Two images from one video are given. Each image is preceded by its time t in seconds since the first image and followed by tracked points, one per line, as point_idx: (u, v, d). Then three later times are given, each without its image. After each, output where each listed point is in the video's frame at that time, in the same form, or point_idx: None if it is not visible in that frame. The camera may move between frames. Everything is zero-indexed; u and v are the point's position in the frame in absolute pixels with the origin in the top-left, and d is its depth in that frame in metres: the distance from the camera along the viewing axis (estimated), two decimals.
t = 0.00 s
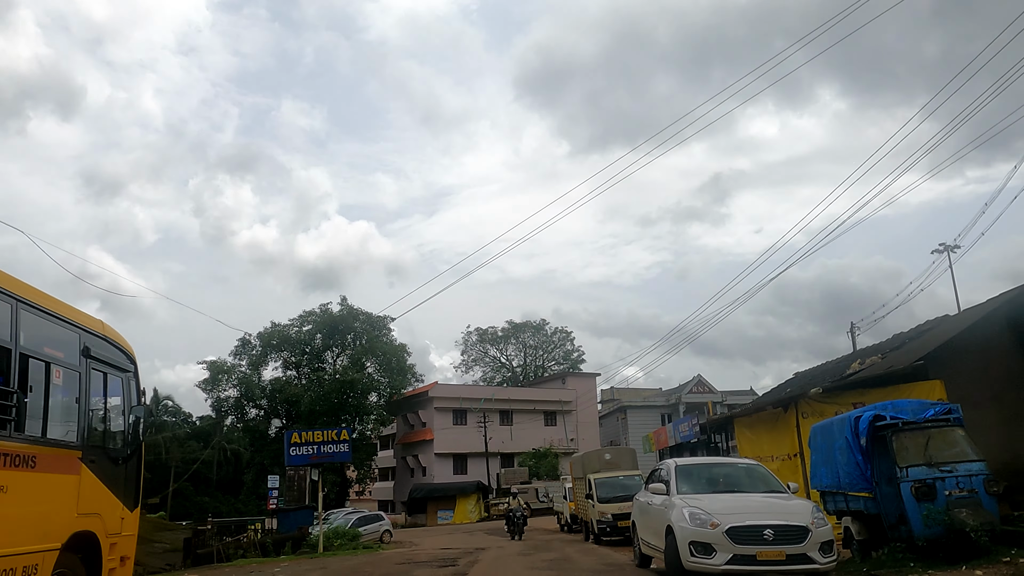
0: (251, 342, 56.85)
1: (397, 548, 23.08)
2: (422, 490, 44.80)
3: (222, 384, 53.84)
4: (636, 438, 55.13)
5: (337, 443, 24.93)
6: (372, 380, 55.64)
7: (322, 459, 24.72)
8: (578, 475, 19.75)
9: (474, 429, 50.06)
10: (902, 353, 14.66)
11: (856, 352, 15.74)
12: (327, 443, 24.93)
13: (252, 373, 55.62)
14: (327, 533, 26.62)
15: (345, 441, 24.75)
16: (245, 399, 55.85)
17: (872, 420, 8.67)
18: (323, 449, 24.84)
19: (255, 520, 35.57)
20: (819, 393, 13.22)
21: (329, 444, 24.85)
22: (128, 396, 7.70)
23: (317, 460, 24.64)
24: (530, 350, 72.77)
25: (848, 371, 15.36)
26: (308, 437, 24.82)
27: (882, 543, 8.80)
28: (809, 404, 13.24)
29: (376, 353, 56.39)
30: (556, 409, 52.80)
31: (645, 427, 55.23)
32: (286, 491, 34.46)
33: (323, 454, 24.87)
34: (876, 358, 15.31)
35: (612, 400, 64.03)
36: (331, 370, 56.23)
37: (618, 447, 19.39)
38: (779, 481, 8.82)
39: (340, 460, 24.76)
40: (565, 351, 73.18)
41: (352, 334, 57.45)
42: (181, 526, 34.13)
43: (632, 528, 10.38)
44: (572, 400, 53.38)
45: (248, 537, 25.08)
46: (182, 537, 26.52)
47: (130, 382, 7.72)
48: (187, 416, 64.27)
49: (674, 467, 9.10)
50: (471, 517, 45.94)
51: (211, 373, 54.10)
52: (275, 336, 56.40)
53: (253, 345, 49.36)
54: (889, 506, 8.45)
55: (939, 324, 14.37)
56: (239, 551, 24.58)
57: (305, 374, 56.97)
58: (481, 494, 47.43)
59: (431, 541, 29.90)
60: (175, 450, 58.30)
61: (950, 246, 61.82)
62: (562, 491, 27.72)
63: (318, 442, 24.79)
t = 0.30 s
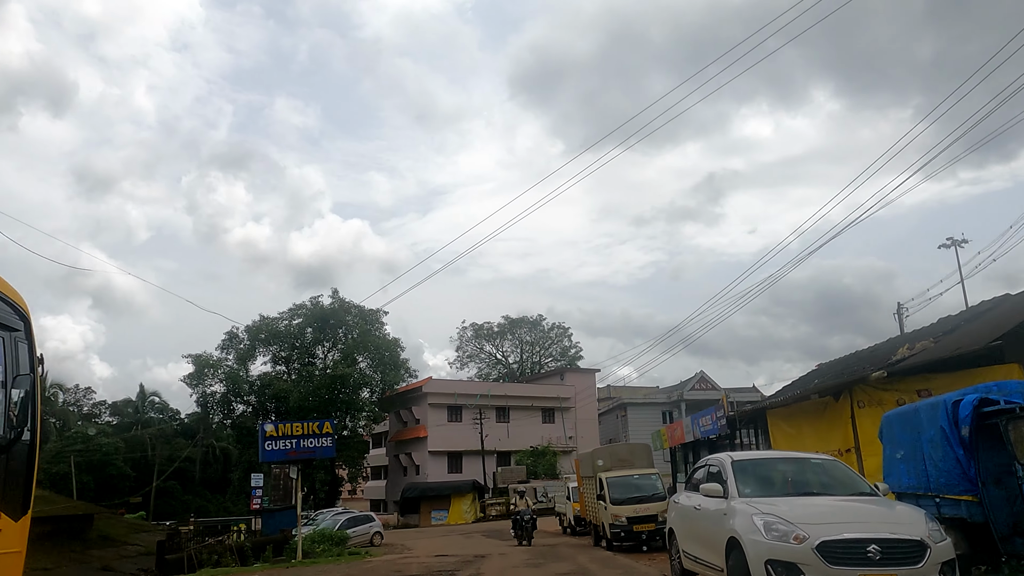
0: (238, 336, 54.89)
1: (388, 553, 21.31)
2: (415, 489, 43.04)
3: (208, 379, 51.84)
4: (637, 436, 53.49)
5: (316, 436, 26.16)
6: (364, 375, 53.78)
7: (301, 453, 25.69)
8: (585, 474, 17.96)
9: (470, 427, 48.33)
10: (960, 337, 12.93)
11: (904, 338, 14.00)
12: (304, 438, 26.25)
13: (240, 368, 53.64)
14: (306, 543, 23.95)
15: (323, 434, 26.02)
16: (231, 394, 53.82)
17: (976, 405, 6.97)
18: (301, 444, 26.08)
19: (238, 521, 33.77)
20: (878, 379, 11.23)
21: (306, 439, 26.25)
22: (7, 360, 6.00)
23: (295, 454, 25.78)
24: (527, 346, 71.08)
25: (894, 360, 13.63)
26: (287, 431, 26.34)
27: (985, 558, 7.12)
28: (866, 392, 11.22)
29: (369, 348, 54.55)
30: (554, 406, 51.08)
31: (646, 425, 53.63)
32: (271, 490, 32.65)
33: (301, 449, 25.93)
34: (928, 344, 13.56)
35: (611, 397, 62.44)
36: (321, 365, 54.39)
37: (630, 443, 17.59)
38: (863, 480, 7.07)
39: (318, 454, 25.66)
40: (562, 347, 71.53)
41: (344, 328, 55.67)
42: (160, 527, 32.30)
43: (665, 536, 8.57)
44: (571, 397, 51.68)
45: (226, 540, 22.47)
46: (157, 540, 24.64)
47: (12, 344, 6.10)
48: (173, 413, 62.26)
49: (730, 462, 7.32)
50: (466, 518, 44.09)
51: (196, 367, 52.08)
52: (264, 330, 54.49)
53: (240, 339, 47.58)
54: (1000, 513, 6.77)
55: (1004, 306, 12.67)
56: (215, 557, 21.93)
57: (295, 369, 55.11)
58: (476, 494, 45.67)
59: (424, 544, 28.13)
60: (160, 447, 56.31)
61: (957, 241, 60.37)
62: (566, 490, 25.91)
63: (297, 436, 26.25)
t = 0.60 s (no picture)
0: (226, 330, 52.90)
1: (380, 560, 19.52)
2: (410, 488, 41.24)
3: (194, 374, 49.67)
4: (638, 433, 51.88)
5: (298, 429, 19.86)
6: (357, 370, 51.94)
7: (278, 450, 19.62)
8: (599, 472, 16.14)
9: (467, 424, 46.55)
10: None
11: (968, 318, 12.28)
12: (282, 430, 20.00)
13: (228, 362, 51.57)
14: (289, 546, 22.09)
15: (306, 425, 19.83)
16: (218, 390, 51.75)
17: None
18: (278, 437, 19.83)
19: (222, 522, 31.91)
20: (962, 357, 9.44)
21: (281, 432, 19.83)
22: None
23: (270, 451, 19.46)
24: (524, 343, 69.35)
25: (959, 341, 11.89)
26: (259, 420, 19.84)
27: None
28: (949, 374, 9.43)
29: (362, 343, 52.71)
30: (553, 403, 49.32)
31: (648, 423, 51.98)
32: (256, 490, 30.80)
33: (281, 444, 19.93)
34: (999, 323, 11.83)
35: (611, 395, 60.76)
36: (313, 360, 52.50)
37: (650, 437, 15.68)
38: (1011, 475, 5.30)
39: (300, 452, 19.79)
40: (561, 344, 69.81)
41: (336, 322, 53.85)
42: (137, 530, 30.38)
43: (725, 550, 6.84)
44: (571, 393, 49.98)
45: (201, 545, 20.29)
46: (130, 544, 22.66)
47: None
48: (160, 409, 60.22)
49: (831, 456, 5.56)
50: (462, 519, 42.26)
51: (181, 362, 49.80)
52: (253, 323, 52.48)
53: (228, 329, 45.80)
54: None
55: None
56: (185, 565, 19.30)
57: (286, 364, 53.22)
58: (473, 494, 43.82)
59: (419, 549, 26.37)
60: (145, 445, 54.28)
61: (965, 235, 59.03)
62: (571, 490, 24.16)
63: (272, 426, 19.66)
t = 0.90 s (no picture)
0: (215, 321, 50.99)
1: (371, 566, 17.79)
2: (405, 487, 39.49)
3: (181, 367, 47.66)
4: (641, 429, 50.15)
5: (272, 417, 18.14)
6: (350, 364, 50.14)
7: (248, 441, 17.98)
8: (618, 468, 14.34)
9: (465, 419, 44.81)
10: None
11: None
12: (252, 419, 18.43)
13: (216, 355, 49.65)
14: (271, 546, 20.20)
15: (283, 414, 18.14)
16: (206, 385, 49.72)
17: None
18: (248, 426, 18.23)
19: (205, 522, 30.07)
20: None
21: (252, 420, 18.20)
22: None
23: (238, 443, 17.71)
24: (523, 337, 67.58)
25: None
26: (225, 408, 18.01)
27: None
28: None
29: (356, 335, 50.89)
30: (554, 398, 47.59)
31: (651, 419, 50.32)
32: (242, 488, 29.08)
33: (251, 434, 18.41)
34: None
35: (613, 390, 59.08)
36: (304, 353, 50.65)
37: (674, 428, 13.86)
38: None
39: (275, 443, 18.06)
40: (560, 338, 68.05)
41: (329, 314, 52.02)
42: (114, 530, 28.59)
43: (828, 562, 5.36)
44: (572, 388, 48.24)
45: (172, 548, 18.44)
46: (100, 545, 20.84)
47: None
48: (147, 404, 58.31)
49: None
50: (459, 519, 40.29)
51: (167, 354, 47.86)
52: (243, 315, 50.58)
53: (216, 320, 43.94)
54: None
55: None
56: (153, 570, 17.63)
57: (277, 357, 51.38)
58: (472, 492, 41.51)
59: (416, 551, 24.58)
60: (132, 440, 52.39)
61: (976, 227, 57.33)
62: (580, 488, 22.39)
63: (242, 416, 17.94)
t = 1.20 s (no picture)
0: (203, 313, 49.10)
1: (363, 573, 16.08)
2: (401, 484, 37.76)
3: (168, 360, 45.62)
4: (645, 424, 48.50)
5: (240, 402, 17.01)
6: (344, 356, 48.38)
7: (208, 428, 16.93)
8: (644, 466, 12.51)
9: (462, 414, 43.07)
10: None
11: None
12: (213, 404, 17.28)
13: (204, 347, 47.68)
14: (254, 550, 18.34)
15: (245, 399, 17.07)
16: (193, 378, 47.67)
17: None
18: (208, 412, 17.05)
19: (187, 522, 28.25)
20: None
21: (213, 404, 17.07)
22: None
23: (197, 429, 16.53)
24: (522, 331, 65.89)
25: None
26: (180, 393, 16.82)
27: None
28: None
29: (349, 327, 49.10)
30: (555, 392, 45.89)
31: (655, 414, 48.69)
32: (226, 487, 27.41)
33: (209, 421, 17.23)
34: None
35: (614, 385, 57.44)
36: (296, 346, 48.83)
37: (707, 419, 12.05)
38: None
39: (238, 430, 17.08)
40: (560, 332, 66.37)
41: (321, 305, 50.21)
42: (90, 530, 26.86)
43: None
44: (573, 382, 46.54)
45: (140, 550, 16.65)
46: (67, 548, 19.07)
47: None
48: (134, 398, 56.38)
49: None
50: (456, 518, 38.48)
51: (152, 347, 45.35)
52: (232, 305, 48.61)
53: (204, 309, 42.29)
54: None
55: None
56: None
57: (267, 350, 49.55)
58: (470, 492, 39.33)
59: (412, 554, 22.86)
60: (118, 436, 50.52)
61: (988, 217, 55.67)
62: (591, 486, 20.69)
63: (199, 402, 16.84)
